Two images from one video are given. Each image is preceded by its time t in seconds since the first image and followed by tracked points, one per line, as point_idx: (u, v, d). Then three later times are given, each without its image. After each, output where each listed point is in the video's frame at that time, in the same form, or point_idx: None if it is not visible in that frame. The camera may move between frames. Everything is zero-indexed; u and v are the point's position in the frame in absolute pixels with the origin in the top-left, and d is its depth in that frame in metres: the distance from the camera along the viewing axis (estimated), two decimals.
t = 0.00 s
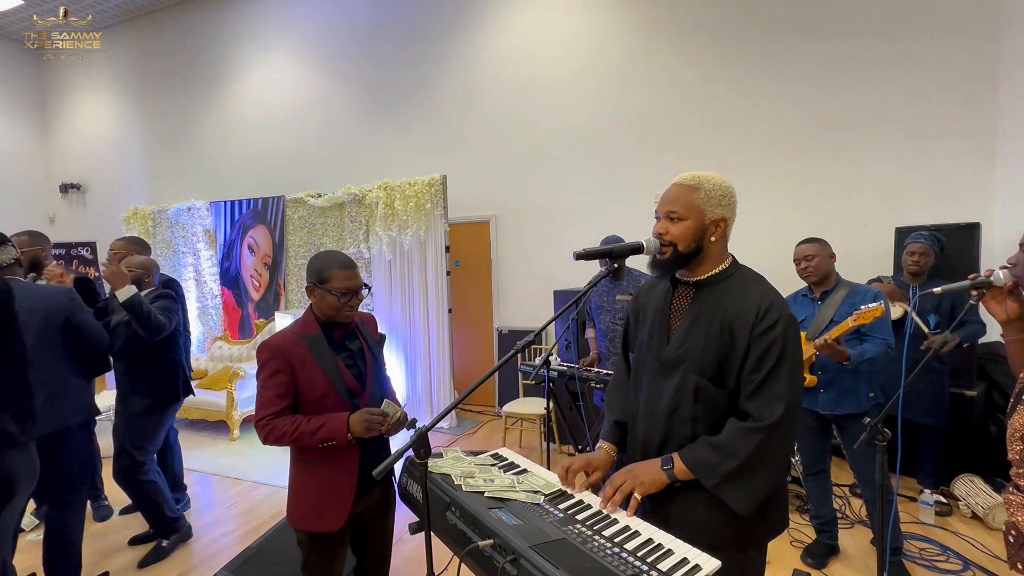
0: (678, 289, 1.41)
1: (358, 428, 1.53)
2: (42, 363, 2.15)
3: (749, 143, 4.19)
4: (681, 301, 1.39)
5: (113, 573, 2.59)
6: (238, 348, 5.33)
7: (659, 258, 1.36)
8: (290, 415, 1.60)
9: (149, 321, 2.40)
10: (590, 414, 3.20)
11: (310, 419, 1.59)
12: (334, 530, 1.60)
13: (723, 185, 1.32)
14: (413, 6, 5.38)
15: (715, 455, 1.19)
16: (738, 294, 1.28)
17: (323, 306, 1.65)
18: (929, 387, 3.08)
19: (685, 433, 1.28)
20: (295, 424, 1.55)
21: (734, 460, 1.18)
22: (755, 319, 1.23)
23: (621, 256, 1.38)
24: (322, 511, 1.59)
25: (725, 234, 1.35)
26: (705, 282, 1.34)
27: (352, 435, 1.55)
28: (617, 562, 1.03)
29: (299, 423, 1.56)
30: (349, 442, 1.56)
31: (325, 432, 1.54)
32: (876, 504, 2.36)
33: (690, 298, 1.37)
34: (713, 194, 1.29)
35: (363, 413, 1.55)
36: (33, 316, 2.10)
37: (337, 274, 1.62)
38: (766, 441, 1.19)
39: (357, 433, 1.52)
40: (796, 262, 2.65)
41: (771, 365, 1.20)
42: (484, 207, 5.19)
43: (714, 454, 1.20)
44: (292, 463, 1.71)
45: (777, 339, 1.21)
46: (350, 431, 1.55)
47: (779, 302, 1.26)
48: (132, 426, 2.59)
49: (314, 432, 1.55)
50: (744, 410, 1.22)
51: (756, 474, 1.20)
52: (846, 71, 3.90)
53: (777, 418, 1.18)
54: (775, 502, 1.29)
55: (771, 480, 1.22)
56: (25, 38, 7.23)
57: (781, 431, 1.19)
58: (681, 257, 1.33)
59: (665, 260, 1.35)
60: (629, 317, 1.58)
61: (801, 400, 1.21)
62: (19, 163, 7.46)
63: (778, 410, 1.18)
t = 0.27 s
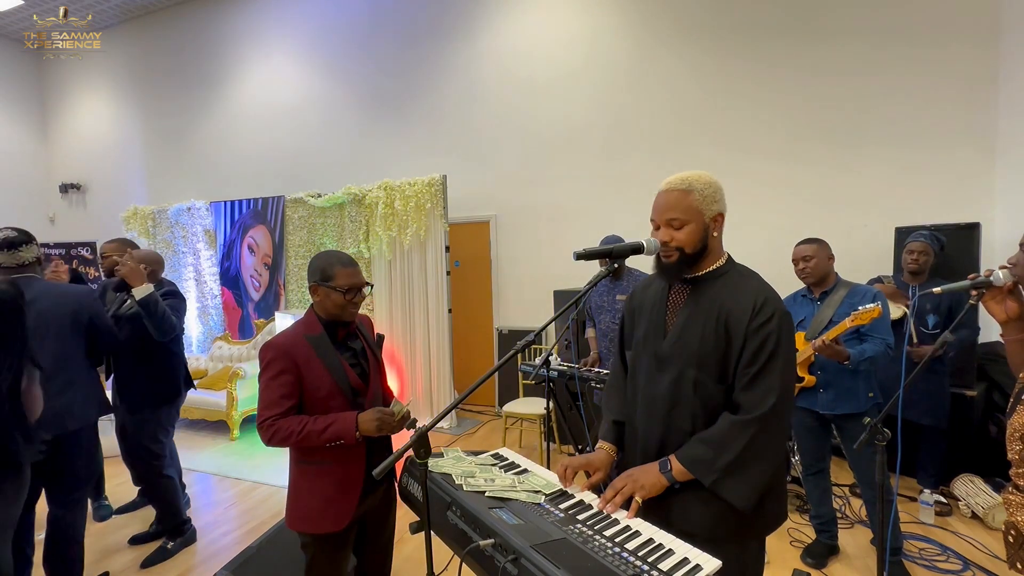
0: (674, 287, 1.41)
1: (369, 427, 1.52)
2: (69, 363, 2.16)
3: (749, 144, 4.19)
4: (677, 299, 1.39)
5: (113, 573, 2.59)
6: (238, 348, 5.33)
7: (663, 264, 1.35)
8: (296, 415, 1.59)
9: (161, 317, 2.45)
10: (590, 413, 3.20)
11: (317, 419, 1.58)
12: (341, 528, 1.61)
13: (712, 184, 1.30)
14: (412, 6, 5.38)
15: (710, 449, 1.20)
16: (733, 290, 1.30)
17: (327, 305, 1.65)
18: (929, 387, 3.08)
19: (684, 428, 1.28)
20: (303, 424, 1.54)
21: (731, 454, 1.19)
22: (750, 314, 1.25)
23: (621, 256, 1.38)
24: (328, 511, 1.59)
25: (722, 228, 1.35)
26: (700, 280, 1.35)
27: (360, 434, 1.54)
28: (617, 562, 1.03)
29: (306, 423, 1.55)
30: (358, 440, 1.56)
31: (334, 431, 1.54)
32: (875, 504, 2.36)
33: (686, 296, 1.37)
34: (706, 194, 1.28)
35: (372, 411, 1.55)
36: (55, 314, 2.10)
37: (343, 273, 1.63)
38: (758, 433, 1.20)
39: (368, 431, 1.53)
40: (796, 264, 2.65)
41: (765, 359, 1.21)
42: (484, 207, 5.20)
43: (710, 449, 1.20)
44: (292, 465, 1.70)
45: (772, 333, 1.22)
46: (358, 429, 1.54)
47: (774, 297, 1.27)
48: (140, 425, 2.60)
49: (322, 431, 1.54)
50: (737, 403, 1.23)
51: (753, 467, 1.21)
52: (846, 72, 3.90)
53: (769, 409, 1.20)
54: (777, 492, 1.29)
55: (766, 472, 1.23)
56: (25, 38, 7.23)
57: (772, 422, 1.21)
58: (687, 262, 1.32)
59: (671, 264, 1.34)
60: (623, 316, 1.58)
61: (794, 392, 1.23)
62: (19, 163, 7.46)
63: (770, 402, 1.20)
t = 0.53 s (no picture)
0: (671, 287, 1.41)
1: (380, 426, 1.54)
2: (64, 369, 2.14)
3: (749, 144, 4.19)
4: (675, 297, 1.40)
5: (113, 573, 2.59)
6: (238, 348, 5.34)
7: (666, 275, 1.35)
8: (303, 416, 1.58)
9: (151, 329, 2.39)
10: (590, 413, 3.20)
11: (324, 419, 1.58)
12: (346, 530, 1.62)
13: (689, 190, 1.30)
14: (412, 6, 5.38)
15: (710, 444, 1.20)
16: (732, 286, 1.30)
17: (331, 305, 1.65)
18: (929, 387, 3.08)
19: (685, 423, 1.28)
20: (312, 424, 1.54)
21: (731, 446, 1.19)
22: (748, 308, 1.25)
23: (621, 256, 1.37)
24: (334, 512, 1.60)
25: (710, 226, 1.36)
26: (697, 278, 1.35)
27: (371, 433, 1.55)
28: (616, 562, 1.03)
29: (315, 423, 1.54)
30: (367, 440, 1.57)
31: (343, 430, 1.54)
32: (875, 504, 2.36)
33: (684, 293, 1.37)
34: (686, 200, 1.28)
35: (383, 411, 1.57)
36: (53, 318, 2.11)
37: (348, 273, 1.64)
38: (757, 425, 1.21)
39: (380, 430, 1.54)
40: (792, 264, 2.69)
41: (764, 352, 1.22)
42: (484, 207, 5.20)
43: (710, 443, 1.20)
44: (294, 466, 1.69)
45: (770, 326, 1.23)
46: (368, 427, 1.55)
47: (772, 292, 1.28)
48: (142, 432, 2.59)
49: (333, 431, 1.54)
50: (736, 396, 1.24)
51: (752, 460, 1.21)
52: (845, 71, 3.90)
53: (767, 400, 1.20)
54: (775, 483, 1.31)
55: (766, 465, 1.23)
56: (25, 38, 7.23)
57: (771, 414, 1.22)
58: (687, 268, 1.32)
59: (671, 274, 1.34)
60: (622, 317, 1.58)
61: (791, 383, 1.24)
62: (19, 163, 7.46)
63: (768, 393, 1.21)
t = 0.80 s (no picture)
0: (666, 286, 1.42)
1: (393, 439, 1.51)
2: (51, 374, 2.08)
3: (749, 144, 4.19)
4: (670, 295, 1.40)
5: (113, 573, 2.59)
6: (238, 348, 5.34)
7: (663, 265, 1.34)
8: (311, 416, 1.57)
9: (149, 320, 2.44)
10: (590, 413, 3.20)
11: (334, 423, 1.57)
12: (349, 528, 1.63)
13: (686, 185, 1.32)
14: (412, 6, 5.38)
15: (704, 439, 1.20)
16: (725, 282, 1.31)
17: (331, 303, 1.66)
18: (929, 387, 3.08)
19: (681, 418, 1.28)
20: (319, 425, 1.54)
21: (725, 440, 1.20)
22: (741, 303, 1.26)
23: (621, 256, 1.37)
24: (333, 511, 1.60)
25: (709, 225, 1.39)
26: (692, 276, 1.35)
27: (382, 447, 1.53)
28: (617, 563, 1.03)
29: (325, 429, 1.53)
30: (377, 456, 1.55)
31: (357, 441, 1.51)
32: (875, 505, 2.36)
33: (679, 292, 1.38)
34: (688, 196, 1.30)
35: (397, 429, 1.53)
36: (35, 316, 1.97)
37: (342, 267, 1.65)
38: (750, 417, 1.21)
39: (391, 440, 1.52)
40: (791, 262, 2.71)
41: (757, 344, 1.23)
42: (484, 207, 5.20)
43: (704, 438, 1.20)
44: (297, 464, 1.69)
45: (763, 319, 1.24)
46: (380, 444, 1.52)
47: (764, 286, 1.29)
48: (139, 427, 2.62)
49: (345, 441, 1.52)
50: (729, 389, 1.24)
51: (747, 453, 1.22)
52: (846, 71, 3.90)
53: (761, 392, 1.21)
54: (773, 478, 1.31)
55: (760, 457, 1.23)
56: (25, 38, 7.23)
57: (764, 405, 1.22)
58: (687, 259, 1.33)
59: (668, 263, 1.33)
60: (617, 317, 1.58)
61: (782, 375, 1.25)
62: (19, 163, 7.46)
63: (761, 385, 1.21)
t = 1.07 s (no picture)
0: (662, 287, 1.43)
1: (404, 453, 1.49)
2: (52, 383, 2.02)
3: (749, 144, 4.19)
4: (665, 296, 1.41)
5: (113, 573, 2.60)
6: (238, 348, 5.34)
7: (663, 256, 1.34)
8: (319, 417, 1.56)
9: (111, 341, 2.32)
10: (591, 413, 3.20)
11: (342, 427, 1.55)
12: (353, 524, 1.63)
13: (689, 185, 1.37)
14: (412, 6, 5.38)
15: (701, 437, 1.20)
16: (717, 280, 1.32)
17: (329, 302, 1.67)
18: (929, 387, 3.08)
19: (677, 417, 1.29)
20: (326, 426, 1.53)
21: (721, 438, 1.20)
22: (733, 301, 1.27)
23: (621, 256, 1.38)
24: (336, 510, 1.60)
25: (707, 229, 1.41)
26: (687, 275, 1.36)
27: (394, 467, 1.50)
28: (618, 562, 1.03)
29: (335, 434, 1.51)
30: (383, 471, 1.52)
31: (369, 450, 1.49)
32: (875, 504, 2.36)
33: (674, 292, 1.39)
34: (695, 193, 1.34)
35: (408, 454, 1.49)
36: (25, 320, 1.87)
37: (339, 266, 1.66)
38: (746, 414, 1.21)
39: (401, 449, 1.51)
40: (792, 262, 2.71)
41: (750, 341, 1.23)
42: (484, 207, 5.20)
43: (701, 436, 1.20)
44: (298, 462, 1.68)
45: (755, 317, 1.24)
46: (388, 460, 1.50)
47: (756, 283, 1.29)
48: (142, 428, 2.61)
49: (356, 451, 1.50)
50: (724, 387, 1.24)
51: (745, 450, 1.22)
52: (846, 71, 3.90)
53: (754, 388, 1.21)
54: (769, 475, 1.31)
55: (757, 453, 1.23)
56: (25, 38, 7.23)
57: (759, 401, 1.22)
58: (686, 252, 1.33)
59: (668, 254, 1.32)
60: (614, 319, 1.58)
61: (776, 371, 1.25)
62: (19, 163, 7.46)
63: (753, 381, 1.21)
